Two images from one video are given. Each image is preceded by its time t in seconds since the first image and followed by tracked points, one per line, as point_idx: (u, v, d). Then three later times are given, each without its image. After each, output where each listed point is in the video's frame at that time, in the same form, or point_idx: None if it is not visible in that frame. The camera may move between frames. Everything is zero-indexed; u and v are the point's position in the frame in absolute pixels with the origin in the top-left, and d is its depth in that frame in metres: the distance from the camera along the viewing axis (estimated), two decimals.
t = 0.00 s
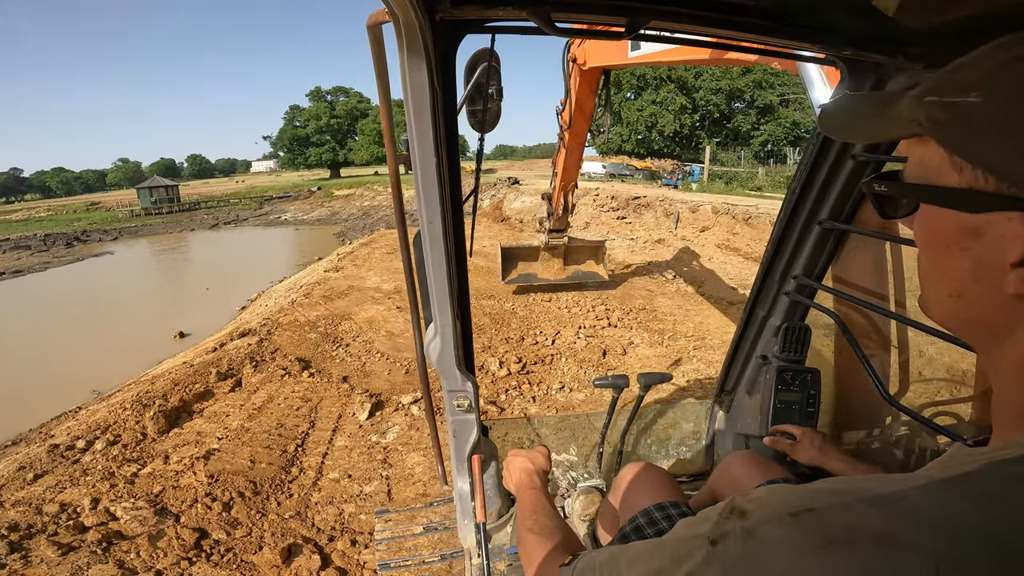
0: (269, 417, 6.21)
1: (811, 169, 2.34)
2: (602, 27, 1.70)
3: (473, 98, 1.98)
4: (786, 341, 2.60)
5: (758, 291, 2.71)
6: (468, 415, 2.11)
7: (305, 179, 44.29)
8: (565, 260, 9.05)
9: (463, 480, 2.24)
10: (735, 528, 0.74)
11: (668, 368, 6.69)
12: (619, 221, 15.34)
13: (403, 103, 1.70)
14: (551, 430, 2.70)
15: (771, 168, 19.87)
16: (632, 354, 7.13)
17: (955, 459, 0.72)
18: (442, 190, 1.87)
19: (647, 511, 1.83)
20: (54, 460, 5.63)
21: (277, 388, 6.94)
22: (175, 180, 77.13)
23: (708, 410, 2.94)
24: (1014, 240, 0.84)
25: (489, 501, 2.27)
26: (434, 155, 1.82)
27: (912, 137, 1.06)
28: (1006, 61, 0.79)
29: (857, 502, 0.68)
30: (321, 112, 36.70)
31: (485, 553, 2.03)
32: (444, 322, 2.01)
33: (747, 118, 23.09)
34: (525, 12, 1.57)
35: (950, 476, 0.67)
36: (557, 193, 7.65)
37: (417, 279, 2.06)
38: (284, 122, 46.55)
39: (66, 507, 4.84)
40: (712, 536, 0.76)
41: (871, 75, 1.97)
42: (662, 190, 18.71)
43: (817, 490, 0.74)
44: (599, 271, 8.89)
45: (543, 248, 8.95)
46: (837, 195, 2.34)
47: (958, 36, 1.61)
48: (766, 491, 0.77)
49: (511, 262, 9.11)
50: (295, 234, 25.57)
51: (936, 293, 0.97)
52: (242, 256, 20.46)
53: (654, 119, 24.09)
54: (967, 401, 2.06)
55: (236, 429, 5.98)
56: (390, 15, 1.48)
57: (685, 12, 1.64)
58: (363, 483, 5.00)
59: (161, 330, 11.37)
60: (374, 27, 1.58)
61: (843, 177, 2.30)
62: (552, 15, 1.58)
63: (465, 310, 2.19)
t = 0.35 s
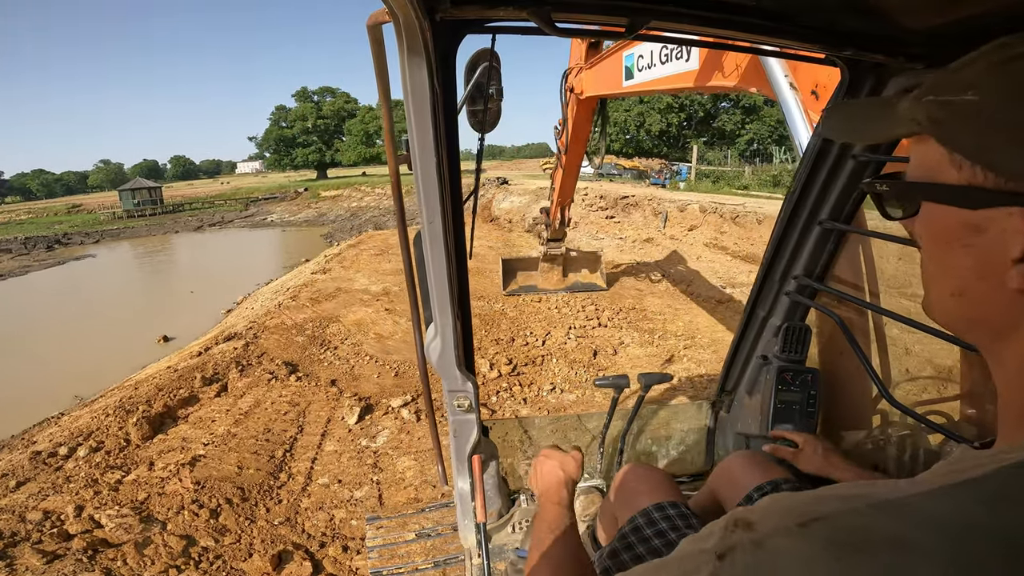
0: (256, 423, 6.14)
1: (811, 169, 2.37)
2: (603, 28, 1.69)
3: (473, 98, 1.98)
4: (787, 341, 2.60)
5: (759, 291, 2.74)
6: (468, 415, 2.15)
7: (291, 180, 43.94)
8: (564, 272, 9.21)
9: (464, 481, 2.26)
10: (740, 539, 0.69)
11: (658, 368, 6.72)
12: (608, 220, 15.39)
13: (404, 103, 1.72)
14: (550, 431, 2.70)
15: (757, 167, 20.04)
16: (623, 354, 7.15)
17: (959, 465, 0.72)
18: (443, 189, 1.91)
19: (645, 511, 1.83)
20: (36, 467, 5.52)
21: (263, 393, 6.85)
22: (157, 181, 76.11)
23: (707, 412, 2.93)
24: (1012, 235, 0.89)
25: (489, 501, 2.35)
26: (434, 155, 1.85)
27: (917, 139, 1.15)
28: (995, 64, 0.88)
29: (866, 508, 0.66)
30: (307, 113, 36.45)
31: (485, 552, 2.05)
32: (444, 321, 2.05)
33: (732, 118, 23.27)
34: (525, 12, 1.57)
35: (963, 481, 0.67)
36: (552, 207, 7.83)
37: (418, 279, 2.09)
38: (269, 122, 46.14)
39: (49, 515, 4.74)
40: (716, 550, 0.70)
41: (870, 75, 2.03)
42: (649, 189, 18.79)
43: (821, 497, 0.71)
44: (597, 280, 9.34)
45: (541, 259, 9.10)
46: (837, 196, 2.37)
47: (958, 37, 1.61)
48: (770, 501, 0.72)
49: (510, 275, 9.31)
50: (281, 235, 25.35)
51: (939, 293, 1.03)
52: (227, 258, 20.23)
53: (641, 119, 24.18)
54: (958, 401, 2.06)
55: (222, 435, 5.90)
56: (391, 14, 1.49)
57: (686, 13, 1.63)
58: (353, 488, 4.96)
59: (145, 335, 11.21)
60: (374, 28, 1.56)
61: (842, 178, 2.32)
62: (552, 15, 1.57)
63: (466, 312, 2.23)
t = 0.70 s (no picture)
0: (246, 426, 6.09)
1: (809, 168, 2.39)
2: (602, 27, 1.69)
3: (472, 98, 1.98)
4: (785, 340, 2.59)
5: (757, 289, 2.75)
6: (467, 414, 2.16)
7: (280, 181, 43.67)
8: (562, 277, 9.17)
9: (462, 480, 2.28)
10: (748, 556, 0.67)
11: (651, 367, 6.74)
12: (600, 220, 15.41)
13: (402, 100, 1.72)
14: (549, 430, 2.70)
15: (747, 166, 20.17)
16: (616, 353, 7.17)
17: (966, 463, 0.71)
18: (439, 188, 1.90)
19: (643, 510, 1.82)
20: (24, 472, 5.45)
21: (254, 396, 6.80)
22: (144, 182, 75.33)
23: (705, 413, 2.91)
24: (1009, 213, 0.88)
25: (488, 501, 2.36)
26: (432, 151, 1.83)
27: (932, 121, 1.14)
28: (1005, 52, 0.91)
29: (877, 512, 0.65)
30: (297, 113, 36.27)
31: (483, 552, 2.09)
32: (442, 319, 2.04)
33: (721, 117, 23.41)
34: (524, 11, 1.56)
35: (977, 478, 0.66)
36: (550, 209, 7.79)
37: (415, 278, 2.09)
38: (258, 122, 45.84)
39: (38, 520, 4.67)
40: (723, 566, 0.68)
41: (867, 74, 2.06)
42: (640, 188, 18.86)
43: (828, 502, 0.70)
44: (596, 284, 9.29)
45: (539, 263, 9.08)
46: (834, 195, 2.38)
47: (957, 37, 1.62)
48: (768, 511, 0.71)
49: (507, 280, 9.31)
50: (271, 237, 25.19)
51: (937, 281, 0.99)
52: (216, 260, 20.07)
53: (632, 119, 24.27)
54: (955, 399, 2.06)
55: (212, 439, 5.85)
56: (388, 14, 1.48)
57: (684, 12, 1.64)
58: (346, 491, 4.94)
59: (133, 338, 11.10)
60: (372, 27, 1.56)
61: (839, 178, 2.33)
62: (550, 14, 1.57)
63: (464, 312, 2.22)
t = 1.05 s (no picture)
0: (238, 429, 6.05)
1: (803, 166, 2.39)
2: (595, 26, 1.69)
3: (466, 98, 2.00)
4: (779, 339, 2.58)
5: (751, 289, 2.75)
6: (462, 415, 2.17)
7: (271, 181, 43.44)
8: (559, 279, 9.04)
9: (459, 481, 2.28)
10: (759, 549, 0.65)
11: (645, 367, 6.76)
12: (593, 219, 15.44)
13: (397, 100, 1.73)
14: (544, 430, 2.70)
15: (738, 166, 20.28)
16: (609, 353, 7.19)
17: (968, 451, 0.72)
18: (435, 191, 1.91)
19: (638, 510, 1.82)
20: (13, 476, 5.38)
21: (245, 398, 6.76)
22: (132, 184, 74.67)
23: (699, 412, 2.94)
24: (1013, 214, 0.87)
25: (484, 501, 2.36)
26: (427, 151, 1.85)
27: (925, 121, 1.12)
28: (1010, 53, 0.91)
29: (890, 500, 0.64)
30: (288, 113, 36.11)
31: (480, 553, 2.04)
32: (438, 319, 2.07)
33: (712, 117, 23.55)
34: (519, 12, 1.56)
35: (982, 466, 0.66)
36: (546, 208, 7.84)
37: (410, 279, 2.08)
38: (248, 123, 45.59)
39: (28, 523, 4.62)
40: (734, 562, 0.66)
41: (859, 75, 2.07)
42: (632, 188, 18.91)
43: (838, 492, 0.69)
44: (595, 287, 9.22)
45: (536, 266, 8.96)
46: (827, 194, 2.38)
47: (950, 36, 1.63)
48: (773, 506, 0.70)
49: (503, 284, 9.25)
50: (262, 238, 25.06)
51: (935, 282, 0.98)
52: (207, 262, 19.94)
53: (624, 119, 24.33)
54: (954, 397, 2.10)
55: (204, 441, 5.81)
56: (382, 14, 1.50)
57: (679, 12, 1.64)
58: (340, 494, 4.91)
59: (123, 341, 11.00)
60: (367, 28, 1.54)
61: (833, 176, 2.33)
62: (545, 14, 1.57)
63: (459, 313, 2.23)
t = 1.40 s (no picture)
0: (231, 432, 6.01)
1: (799, 166, 2.40)
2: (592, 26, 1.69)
3: (464, 98, 1.99)
4: (776, 339, 2.59)
5: (748, 288, 2.76)
6: (461, 415, 2.16)
7: (262, 183, 43.16)
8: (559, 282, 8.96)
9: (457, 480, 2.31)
10: (774, 548, 0.70)
11: (639, 366, 6.77)
12: (586, 219, 15.45)
13: (394, 101, 1.71)
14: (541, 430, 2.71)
15: (730, 165, 20.38)
16: (603, 353, 7.19)
17: (976, 450, 0.75)
18: (432, 192, 1.89)
19: (636, 510, 1.83)
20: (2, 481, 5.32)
21: (237, 401, 6.71)
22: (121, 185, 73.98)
23: (696, 412, 2.97)
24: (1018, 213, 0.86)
25: (483, 501, 2.41)
26: (424, 152, 1.82)
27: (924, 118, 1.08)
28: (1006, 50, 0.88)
29: (903, 499, 0.68)
30: (279, 114, 35.92)
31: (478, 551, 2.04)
32: (435, 321, 2.05)
33: (704, 117, 23.62)
34: (516, 12, 1.56)
35: (999, 467, 0.69)
36: (545, 203, 7.72)
37: (408, 279, 2.06)
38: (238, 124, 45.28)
39: (18, 528, 4.56)
40: (748, 562, 0.71)
41: (855, 76, 2.05)
42: (625, 188, 18.94)
43: (852, 491, 0.73)
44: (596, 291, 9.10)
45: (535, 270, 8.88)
46: (824, 193, 2.39)
47: (945, 36, 1.64)
48: (788, 506, 0.74)
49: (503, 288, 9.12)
50: (254, 240, 24.90)
51: (939, 280, 0.99)
52: (197, 263, 19.78)
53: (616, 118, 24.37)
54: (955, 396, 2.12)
55: (196, 445, 5.76)
56: (379, 13, 1.47)
57: (676, 12, 1.64)
58: (335, 497, 4.89)
59: (113, 344, 10.89)
60: (364, 28, 1.54)
61: (828, 176, 2.35)
62: (542, 14, 1.57)
63: (457, 314, 2.21)
